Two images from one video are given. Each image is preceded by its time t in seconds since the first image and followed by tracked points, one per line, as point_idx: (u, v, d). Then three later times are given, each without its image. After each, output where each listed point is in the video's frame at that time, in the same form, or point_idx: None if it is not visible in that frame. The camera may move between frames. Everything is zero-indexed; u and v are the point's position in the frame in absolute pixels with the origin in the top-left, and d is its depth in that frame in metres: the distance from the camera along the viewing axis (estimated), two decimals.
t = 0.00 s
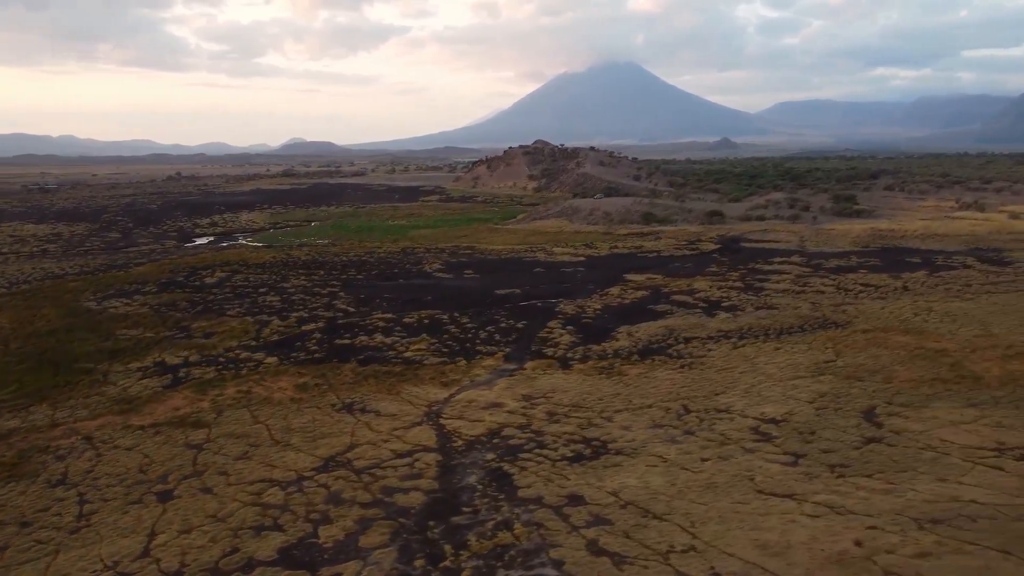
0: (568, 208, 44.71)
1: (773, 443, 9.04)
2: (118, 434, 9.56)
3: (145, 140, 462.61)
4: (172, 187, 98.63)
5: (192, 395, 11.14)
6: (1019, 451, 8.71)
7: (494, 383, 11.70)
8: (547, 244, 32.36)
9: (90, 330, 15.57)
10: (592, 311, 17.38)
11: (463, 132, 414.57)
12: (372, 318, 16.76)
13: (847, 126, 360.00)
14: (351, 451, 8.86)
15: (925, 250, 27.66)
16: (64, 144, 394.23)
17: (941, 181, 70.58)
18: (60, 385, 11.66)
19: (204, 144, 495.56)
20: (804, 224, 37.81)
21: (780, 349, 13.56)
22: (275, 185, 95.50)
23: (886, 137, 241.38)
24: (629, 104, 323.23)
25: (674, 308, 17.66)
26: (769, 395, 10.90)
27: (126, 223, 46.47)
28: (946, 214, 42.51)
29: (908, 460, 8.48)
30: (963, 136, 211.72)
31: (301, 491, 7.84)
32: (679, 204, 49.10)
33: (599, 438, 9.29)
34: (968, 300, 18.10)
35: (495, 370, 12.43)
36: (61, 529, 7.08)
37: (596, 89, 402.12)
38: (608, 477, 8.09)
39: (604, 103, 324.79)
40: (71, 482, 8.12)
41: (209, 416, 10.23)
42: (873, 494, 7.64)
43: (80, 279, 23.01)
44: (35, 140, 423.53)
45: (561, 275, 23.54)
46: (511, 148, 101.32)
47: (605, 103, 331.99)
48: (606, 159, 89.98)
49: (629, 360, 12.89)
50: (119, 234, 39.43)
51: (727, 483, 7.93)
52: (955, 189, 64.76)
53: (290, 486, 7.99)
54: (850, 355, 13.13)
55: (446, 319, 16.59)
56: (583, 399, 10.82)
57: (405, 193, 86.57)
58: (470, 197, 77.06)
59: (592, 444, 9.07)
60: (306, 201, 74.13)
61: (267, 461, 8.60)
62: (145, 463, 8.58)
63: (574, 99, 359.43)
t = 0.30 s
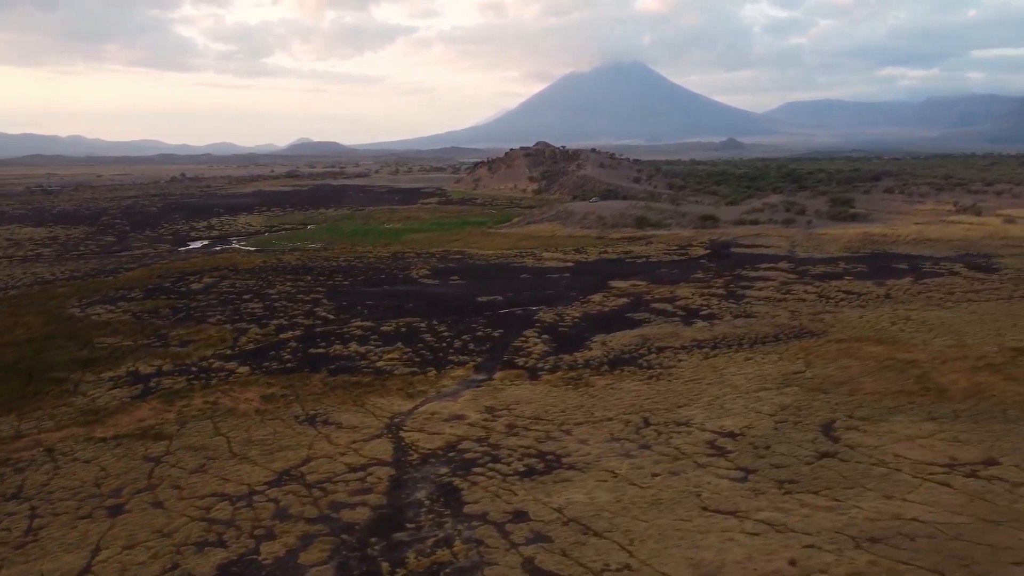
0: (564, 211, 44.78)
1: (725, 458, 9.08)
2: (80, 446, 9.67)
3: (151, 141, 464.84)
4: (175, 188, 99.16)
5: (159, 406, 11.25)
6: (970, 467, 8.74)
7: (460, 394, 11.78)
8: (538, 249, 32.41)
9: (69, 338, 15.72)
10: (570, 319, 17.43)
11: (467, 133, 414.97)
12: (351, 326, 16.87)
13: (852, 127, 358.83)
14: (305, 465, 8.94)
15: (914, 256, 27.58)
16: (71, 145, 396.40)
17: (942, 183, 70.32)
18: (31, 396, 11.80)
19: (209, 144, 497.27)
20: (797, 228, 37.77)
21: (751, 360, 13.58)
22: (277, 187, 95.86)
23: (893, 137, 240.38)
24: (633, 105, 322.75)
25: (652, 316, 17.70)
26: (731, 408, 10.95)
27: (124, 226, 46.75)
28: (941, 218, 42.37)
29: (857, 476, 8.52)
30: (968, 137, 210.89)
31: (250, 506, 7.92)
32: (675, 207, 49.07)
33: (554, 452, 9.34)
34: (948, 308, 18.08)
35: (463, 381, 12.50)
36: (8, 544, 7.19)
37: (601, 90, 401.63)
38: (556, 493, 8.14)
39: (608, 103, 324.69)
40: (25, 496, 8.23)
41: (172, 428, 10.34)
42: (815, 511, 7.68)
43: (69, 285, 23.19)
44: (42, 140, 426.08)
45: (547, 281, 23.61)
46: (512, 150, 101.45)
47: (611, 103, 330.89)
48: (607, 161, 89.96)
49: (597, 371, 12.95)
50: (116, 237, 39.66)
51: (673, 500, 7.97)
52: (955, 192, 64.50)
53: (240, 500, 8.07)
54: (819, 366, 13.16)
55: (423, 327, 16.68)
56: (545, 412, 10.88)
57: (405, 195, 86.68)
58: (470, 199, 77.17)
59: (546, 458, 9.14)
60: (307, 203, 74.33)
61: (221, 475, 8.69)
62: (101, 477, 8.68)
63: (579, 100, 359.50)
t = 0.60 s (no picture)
0: (559, 214, 44.80)
1: (678, 472, 9.12)
2: (43, 457, 9.79)
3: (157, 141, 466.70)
4: (177, 189, 99.57)
5: (128, 416, 11.36)
6: (921, 482, 8.77)
7: (426, 405, 11.83)
8: (529, 253, 32.43)
9: (49, 345, 15.85)
10: (548, 327, 17.46)
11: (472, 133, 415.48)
12: (330, 334, 16.95)
13: (857, 128, 357.39)
14: (261, 479, 9.02)
15: (903, 262, 27.51)
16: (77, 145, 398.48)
17: (943, 185, 69.97)
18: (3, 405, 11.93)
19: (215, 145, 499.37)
20: (791, 232, 37.68)
21: (721, 370, 13.61)
22: (278, 188, 96.17)
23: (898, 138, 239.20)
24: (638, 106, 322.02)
25: (631, 323, 17.73)
26: (694, 420, 10.98)
27: (121, 229, 46.98)
28: (937, 222, 42.23)
29: (807, 491, 8.55)
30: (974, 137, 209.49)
31: (200, 520, 8.01)
32: (670, 211, 49.04)
33: (510, 465, 9.39)
34: (928, 316, 18.06)
35: (432, 391, 12.56)
36: None
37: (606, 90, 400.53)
38: (505, 507, 8.20)
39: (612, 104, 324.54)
40: None
41: (136, 438, 10.44)
42: (759, 528, 7.72)
43: (58, 290, 23.35)
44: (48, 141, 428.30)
45: (532, 287, 23.64)
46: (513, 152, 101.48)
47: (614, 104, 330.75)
48: (607, 163, 89.91)
49: (567, 381, 12.98)
50: (112, 241, 39.88)
51: (620, 515, 8.02)
52: (956, 194, 64.17)
53: (191, 514, 8.16)
54: (789, 377, 13.16)
55: (401, 335, 16.75)
56: (508, 423, 10.93)
57: (405, 196, 86.79)
58: (469, 201, 77.22)
59: (501, 472, 9.19)
60: (307, 205, 74.53)
61: (177, 488, 8.78)
62: (58, 489, 8.78)
63: (583, 100, 358.75)
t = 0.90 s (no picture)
0: (554, 217, 44.81)
1: (632, 486, 9.16)
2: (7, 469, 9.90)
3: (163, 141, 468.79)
4: (179, 190, 99.92)
5: (96, 425, 11.49)
6: (872, 497, 8.79)
7: (393, 415, 11.91)
8: (520, 258, 32.44)
9: (29, 353, 15.98)
10: (526, 334, 17.52)
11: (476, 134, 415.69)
12: (309, 341, 17.04)
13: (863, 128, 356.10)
14: (217, 492, 9.10)
15: (892, 267, 27.47)
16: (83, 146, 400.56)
17: (944, 187, 69.61)
18: None
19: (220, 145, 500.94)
20: (785, 236, 37.60)
21: (692, 380, 13.64)
22: (280, 189, 96.34)
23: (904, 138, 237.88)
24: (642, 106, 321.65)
25: (609, 331, 17.77)
26: (656, 432, 11.03)
27: (119, 232, 47.18)
28: (932, 226, 42.10)
29: (757, 506, 8.59)
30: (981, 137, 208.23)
31: (151, 533, 8.11)
32: (666, 214, 49.00)
33: (466, 478, 9.45)
34: (908, 324, 18.04)
35: (401, 401, 12.63)
36: None
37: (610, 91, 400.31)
38: (454, 522, 8.26)
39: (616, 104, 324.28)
40: None
41: (102, 448, 10.56)
42: (703, 544, 7.75)
43: (47, 295, 23.52)
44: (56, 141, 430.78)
45: (518, 293, 23.71)
46: (514, 153, 101.42)
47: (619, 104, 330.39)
48: (608, 164, 89.78)
49: (537, 391, 13.05)
50: (108, 244, 40.08)
51: (566, 530, 8.07)
52: (956, 197, 63.92)
53: (145, 526, 8.26)
54: (759, 387, 13.20)
55: (379, 342, 16.82)
56: (471, 434, 11.00)
57: (405, 198, 86.87)
58: (469, 203, 77.21)
59: (456, 485, 9.27)
60: (306, 207, 74.65)
61: (134, 500, 8.89)
62: (16, 501, 8.90)
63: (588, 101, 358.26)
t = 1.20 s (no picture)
0: (549, 220, 44.82)
1: (587, 500, 9.21)
2: None
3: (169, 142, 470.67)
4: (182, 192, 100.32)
5: (66, 435, 11.61)
6: (824, 512, 8.82)
7: (361, 425, 11.99)
8: (511, 262, 32.48)
9: (10, 361, 16.14)
10: (505, 341, 17.57)
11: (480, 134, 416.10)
12: (288, 348, 17.14)
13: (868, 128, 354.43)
14: (175, 503, 9.20)
15: (881, 273, 27.41)
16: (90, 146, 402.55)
17: (945, 189, 69.24)
18: None
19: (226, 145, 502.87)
20: (778, 240, 37.53)
21: (663, 391, 13.67)
22: (281, 190, 96.61)
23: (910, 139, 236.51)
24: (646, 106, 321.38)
25: (588, 338, 17.81)
26: (619, 443, 11.08)
27: (117, 235, 47.42)
28: (927, 229, 41.94)
29: (708, 520, 8.63)
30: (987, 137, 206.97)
31: (104, 545, 8.20)
32: (662, 217, 48.94)
33: (423, 491, 9.51)
34: (888, 332, 18.03)
35: (370, 412, 12.70)
36: None
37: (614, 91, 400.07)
38: (404, 536, 8.33)
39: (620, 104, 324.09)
40: None
41: (68, 459, 10.67)
42: (648, 559, 7.79)
43: (36, 300, 23.70)
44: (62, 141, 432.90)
45: (504, 298, 23.76)
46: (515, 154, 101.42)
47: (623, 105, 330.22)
48: (608, 165, 89.68)
49: (507, 401, 13.10)
50: (104, 247, 40.29)
51: (514, 544, 8.13)
52: (956, 198, 63.62)
53: (98, 539, 8.35)
54: (729, 397, 13.22)
55: (357, 350, 16.90)
56: (435, 445, 11.06)
57: (405, 199, 86.96)
58: (468, 205, 77.27)
59: (412, 497, 9.34)
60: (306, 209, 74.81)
61: (92, 512, 8.98)
62: None
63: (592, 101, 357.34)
